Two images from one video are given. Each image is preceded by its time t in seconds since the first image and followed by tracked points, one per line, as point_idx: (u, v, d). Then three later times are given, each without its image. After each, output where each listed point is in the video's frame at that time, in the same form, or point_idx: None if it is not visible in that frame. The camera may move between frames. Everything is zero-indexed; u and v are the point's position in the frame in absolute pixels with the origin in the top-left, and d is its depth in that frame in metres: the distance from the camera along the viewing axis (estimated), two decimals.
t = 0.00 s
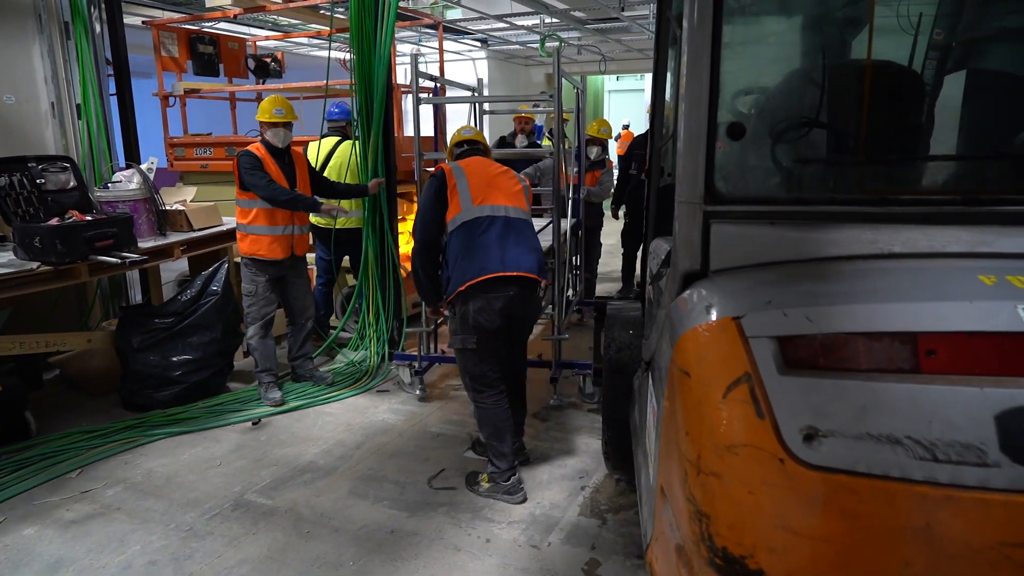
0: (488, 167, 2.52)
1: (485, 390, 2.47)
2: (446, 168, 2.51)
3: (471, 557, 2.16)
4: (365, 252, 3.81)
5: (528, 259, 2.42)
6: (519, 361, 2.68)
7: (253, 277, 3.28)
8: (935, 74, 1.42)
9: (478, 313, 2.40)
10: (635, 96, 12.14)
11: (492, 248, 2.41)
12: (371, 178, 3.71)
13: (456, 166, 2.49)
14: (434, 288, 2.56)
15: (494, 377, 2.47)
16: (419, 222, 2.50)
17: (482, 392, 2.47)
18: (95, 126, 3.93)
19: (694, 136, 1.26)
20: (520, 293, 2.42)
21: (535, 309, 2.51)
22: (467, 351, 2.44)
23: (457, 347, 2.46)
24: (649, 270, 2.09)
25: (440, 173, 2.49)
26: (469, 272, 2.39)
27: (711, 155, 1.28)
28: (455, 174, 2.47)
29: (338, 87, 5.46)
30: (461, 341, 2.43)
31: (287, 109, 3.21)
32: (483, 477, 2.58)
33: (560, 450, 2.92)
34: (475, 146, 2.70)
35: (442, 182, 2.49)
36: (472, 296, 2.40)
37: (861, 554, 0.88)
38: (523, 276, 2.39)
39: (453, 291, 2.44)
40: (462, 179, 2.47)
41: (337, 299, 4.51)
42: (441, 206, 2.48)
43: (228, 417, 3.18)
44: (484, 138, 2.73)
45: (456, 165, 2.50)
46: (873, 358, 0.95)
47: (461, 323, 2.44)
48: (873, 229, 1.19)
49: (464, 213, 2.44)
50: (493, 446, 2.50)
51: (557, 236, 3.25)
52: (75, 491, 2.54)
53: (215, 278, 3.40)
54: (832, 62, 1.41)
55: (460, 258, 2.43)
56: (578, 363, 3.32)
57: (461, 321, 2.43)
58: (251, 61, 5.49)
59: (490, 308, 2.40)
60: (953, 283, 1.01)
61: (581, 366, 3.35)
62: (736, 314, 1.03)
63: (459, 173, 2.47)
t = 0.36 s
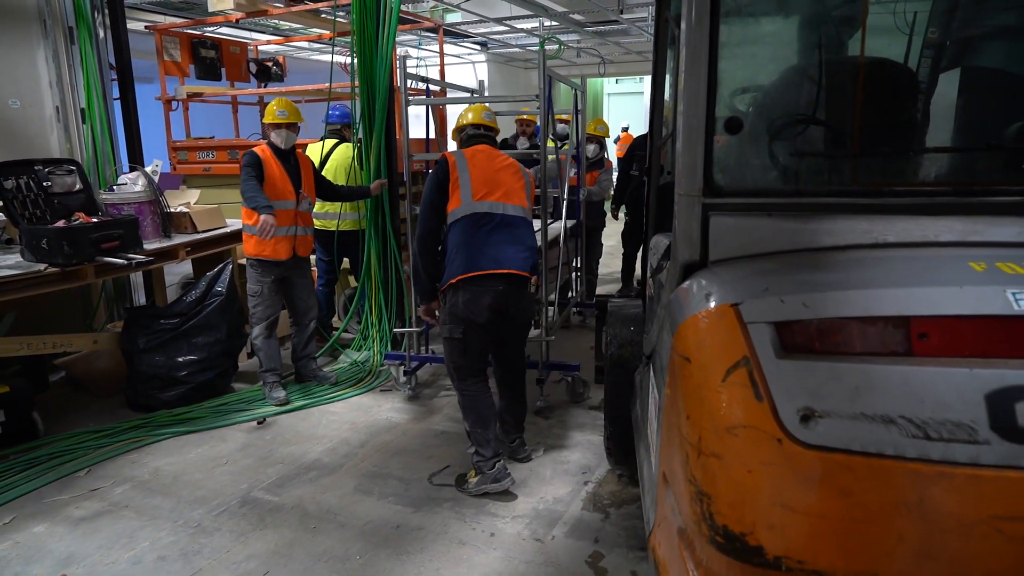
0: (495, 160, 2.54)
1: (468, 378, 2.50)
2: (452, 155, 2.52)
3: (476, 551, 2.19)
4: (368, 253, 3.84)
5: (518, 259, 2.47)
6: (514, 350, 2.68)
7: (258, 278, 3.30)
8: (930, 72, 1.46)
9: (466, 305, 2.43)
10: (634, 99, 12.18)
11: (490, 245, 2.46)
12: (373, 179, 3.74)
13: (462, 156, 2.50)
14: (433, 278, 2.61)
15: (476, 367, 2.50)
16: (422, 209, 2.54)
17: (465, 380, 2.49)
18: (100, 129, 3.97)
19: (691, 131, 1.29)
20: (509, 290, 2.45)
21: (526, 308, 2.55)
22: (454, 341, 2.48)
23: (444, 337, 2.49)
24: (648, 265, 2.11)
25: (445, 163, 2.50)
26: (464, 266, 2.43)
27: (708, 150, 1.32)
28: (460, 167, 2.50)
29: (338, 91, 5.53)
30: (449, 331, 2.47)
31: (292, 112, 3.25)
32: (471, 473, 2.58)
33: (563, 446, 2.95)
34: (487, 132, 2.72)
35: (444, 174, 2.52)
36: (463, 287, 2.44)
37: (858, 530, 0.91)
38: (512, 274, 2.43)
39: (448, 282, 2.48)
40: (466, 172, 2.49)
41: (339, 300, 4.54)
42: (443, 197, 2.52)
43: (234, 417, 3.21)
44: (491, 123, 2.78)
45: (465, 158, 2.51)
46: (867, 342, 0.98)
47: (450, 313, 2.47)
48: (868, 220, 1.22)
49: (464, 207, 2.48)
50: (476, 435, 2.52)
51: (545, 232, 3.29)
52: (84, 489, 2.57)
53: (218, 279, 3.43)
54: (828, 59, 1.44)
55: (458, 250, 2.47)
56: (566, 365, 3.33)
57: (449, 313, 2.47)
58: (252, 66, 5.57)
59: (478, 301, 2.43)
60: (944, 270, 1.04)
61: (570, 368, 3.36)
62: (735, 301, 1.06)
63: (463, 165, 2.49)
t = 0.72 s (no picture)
0: (496, 166, 2.66)
1: (463, 378, 2.61)
2: (464, 159, 2.54)
3: (482, 545, 2.24)
4: (370, 258, 3.89)
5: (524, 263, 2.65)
6: (508, 346, 2.85)
7: (265, 280, 3.36)
8: (918, 72, 1.51)
9: (484, 311, 2.55)
10: (629, 100, 12.25)
11: (501, 252, 2.58)
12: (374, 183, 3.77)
13: (473, 162, 2.56)
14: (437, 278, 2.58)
15: (467, 367, 2.63)
16: (434, 211, 2.49)
17: (460, 378, 2.60)
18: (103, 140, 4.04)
19: (687, 132, 1.34)
20: (517, 294, 2.63)
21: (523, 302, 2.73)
22: (457, 343, 2.57)
23: (445, 340, 2.57)
24: (648, 265, 2.16)
25: (459, 167, 2.51)
26: (483, 276, 2.52)
27: (703, 150, 1.37)
28: (476, 176, 2.55)
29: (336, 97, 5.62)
30: (453, 334, 2.56)
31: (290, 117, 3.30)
32: (450, 466, 2.67)
33: (566, 444, 3.00)
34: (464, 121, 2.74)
35: (461, 178, 2.52)
36: (480, 296, 2.54)
37: (851, 508, 0.96)
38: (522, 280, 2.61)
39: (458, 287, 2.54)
40: (479, 180, 2.56)
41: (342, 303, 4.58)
42: (456, 203, 2.53)
43: (241, 420, 3.26)
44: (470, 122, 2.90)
45: (477, 167, 2.57)
46: (857, 330, 1.04)
47: (461, 318, 2.55)
48: (857, 216, 1.28)
49: (479, 216, 2.57)
50: (461, 428, 2.65)
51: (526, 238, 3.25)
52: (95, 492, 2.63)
53: (223, 286, 3.51)
54: (816, 61, 1.50)
55: (471, 257, 2.55)
56: (553, 372, 3.29)
57: (455, 317, 2.55)
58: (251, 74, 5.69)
59: (495, 307, 2.57)
60: (929, 262, 1.10)
61: (558, 374, 3.32)
62: (732, 294, 1.12)
63: (477, 174, 2.56)
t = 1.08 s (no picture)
0: (467, 173, 2.67)
1: (450, 387, 2.71)
2: (445, 172, 2.50)
3: (482, 541, 2.28)
4: (369, 260, 3.92)
5: (494, 271, 2.74)
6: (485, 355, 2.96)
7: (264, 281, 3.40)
8: (907, 76, 1.57)
9: (464, 326, 2.65)
10: (625, 101, 12.30)
11: (479, 261, 2.66)
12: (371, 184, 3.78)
13: (452, 174, 2.54)
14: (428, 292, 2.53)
15: (455, 376, 2.71)
16: (428, 229, 2.44)
17: (444, 387, 2.71)
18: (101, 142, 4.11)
19: (680, 137, 1.39)
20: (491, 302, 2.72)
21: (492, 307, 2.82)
22: (441, 356, 2.66)
23: (430, 353, 2.65)
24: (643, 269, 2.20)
25: (442, 182, 2.48)
26: (465, 292, 2.60)
27: (696, 155, 1.42)
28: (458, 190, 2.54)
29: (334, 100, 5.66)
30: (438, 347, 2.64)
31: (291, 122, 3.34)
32: (449, 461, 2.74)
33: (563, 442, 3.04)
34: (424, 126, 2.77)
35: (444, 192, 2.49)
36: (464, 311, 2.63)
37: (837, 499, 1.01)
38: (494, 288, 2.70)
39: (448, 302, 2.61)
40: (460, 193, 2.55)
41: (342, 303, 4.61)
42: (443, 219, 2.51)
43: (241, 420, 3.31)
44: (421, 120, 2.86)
45: (455, 178, 2.56)
46: (842, 328, 1.08)
47: (444, 332, 2.62)
48: (845, 218, 1.33)
49: (459, 230, 2.58)
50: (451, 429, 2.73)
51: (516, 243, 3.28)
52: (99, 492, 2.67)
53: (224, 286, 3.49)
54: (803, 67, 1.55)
55: (456, 272, 2.59)
56: (543, 377, 3.28)
57: (439, 333, 2.62)
58: (248, 76, 5.73)
59: (475, 320, 2.67)
60: (912, 262, 1.14)
61: (547, 381, 3.31)
62: (723, 294, 1.17)
63: (458, 187, 2.54)
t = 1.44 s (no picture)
0: (443, 172, 2.64)
1: (448, 386, 2.69)
2: (419, 170, 2.47)
3: (490, 540, 2.28)
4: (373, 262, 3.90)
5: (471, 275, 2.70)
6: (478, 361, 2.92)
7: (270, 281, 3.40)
8: (914, 76, 1.57)
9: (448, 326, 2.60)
10: (625, 101, 12.29)
11: (453, 266, 2.61)
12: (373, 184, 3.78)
13: (426, 172, 2.51)
14: (384, 294, 2.49)
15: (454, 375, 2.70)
16: (396, 227, 2.39)
17: (445, 383, 2.69)
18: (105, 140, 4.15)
19: (695, 136, 1.39)
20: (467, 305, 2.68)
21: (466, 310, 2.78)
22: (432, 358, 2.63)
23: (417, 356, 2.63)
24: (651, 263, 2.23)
25: (416, 180, 2.45)
26: (441, 293, 2.55)
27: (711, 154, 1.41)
28: (433, 189, 2.50)
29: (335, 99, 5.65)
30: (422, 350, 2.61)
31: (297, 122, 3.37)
32: (455, 460, 2.75)
33: (569, 441, 3.04)
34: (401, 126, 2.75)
35: (418, 191, 2.45)
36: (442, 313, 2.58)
37: (857, 495, 1.01)
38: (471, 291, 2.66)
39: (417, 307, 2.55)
40: (435, 192, 2.51)
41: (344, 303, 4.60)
42: (416, 218, 2.46)
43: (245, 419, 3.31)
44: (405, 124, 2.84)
45: (431, 178, 2.53)
46: (860, 326, 1.09)
47: (429, 333, 2.58)
48: (860, 216, 1.33)
49: (435, 230, 2.54)
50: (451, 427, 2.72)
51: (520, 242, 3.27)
52: (106, 490, 2.69)
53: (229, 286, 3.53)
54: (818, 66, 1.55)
55: (429, 274, 2.54)
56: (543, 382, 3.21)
57: (428, 331, 2.58)
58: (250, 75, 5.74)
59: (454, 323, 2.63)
60: (929, 261, 1.15)
61: (547, 386, 3.24)
62: (741, 292, 1.17)
63: (433, 186, 2.51)
